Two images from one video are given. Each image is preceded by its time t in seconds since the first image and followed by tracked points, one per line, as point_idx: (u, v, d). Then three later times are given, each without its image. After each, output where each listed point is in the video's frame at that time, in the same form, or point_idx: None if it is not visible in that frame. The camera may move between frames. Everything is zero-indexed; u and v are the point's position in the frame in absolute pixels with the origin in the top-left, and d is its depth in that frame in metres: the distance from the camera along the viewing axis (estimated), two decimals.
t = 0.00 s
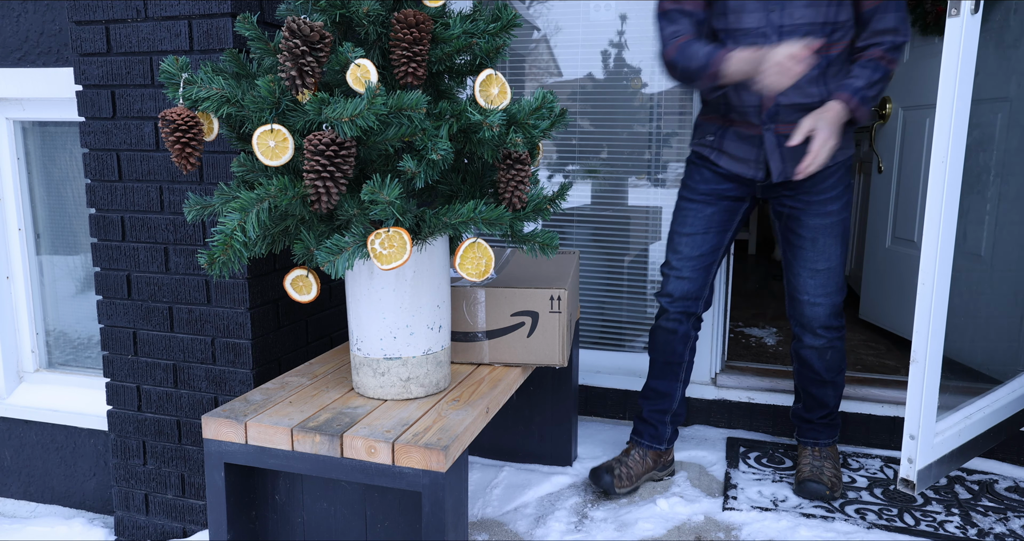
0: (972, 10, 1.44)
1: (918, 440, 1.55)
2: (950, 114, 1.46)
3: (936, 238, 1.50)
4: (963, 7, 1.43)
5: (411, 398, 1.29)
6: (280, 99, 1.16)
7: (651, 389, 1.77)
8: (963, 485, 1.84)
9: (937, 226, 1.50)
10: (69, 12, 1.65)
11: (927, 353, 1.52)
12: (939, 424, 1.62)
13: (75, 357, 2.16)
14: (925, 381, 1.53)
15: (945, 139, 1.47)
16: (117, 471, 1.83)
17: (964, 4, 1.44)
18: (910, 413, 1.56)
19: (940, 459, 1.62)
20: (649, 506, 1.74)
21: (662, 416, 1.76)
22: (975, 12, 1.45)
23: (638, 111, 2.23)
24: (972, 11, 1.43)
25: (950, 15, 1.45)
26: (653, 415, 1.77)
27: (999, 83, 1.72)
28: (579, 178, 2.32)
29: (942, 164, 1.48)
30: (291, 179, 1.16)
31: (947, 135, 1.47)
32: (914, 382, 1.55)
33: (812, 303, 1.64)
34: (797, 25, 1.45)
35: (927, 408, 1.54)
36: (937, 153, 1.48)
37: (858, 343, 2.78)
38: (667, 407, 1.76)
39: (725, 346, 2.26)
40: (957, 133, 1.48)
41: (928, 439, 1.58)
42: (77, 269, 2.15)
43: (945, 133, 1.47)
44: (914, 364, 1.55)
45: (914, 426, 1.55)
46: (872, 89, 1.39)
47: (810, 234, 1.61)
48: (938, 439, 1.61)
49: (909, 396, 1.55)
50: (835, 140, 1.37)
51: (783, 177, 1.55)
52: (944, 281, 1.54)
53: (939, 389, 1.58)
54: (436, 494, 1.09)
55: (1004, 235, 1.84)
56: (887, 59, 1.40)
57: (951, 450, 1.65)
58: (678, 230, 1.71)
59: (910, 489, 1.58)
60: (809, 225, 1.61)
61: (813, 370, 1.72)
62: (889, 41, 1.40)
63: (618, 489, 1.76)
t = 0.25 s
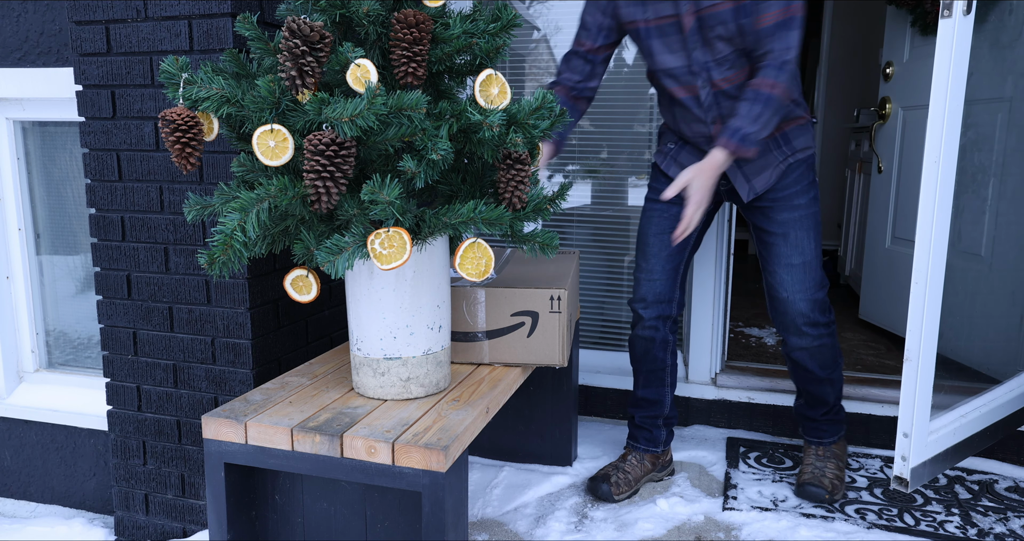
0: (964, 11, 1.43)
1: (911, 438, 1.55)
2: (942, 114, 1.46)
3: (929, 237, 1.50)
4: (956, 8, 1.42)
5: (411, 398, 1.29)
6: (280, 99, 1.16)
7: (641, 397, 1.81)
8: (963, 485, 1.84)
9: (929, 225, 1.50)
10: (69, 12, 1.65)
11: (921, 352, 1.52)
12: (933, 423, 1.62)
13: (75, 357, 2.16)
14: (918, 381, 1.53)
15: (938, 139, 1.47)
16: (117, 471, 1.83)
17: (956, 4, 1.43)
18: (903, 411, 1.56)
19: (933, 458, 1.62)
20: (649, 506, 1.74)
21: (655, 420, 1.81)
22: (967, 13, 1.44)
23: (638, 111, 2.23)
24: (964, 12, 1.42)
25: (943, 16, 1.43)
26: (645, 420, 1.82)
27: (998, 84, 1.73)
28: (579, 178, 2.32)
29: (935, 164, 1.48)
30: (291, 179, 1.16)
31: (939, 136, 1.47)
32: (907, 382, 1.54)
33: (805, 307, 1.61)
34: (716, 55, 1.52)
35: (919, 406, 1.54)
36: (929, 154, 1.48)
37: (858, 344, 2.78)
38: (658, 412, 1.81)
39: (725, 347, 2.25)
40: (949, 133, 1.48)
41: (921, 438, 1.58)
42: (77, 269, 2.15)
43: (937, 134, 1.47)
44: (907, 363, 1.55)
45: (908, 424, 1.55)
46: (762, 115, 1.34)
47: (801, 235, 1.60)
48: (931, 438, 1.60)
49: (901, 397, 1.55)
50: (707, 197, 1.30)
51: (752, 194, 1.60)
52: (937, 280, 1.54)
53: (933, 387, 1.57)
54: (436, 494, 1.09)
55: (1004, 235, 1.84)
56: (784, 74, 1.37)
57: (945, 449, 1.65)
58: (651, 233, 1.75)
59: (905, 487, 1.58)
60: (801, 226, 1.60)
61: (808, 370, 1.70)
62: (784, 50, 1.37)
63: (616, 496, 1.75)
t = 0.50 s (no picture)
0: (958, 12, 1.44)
1: (906, 436, 1.55)
2: (936, 114, 1.46)
3: (923, 236, 1.50)
4: (949, 9, 1.43)
5: (411, 398, 1.29)
6: (280, 99, 1.16)
7: (637, 395, 1.81)
8: (963, 485, 1.84)
9: (924, 225, 1.50)
10: (69, 12, 1.65)
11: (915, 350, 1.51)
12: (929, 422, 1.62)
13: (75, 357, 2.16)
14: (911, 378, 1.53)
15: (932, 138, 1.47)
16: (118, 471, 1.83)
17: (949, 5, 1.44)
18: (897, 410, 1.56)
19: (928, 456, 1.62)
20: (650, 506, 1.74)
21: (653, 419, 1.82)
22: (961, 14, 1.45)
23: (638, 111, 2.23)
24: (958, 12, 1.43)
25: (936, 18, 1.45)
26: (642, 420, 1.82)
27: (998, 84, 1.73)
28: (579, 178, 2.32)
29: (928, 163, 1.47)
30: (291, 180, 1.16)
31: (933, 134, 1.47)
32: (901, 380, 1.54)
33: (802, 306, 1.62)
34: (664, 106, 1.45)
35: (913, 405, 1.53)
36: (923, 153, 1.48)
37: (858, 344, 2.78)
38: (655, 410, 1.81)
39: (725, 346, 2.25)
40: (943, 133, 1.48)
41: (916, 436, 1.57)
42: (77, 269, 2.15)
43: (931, 132, 1.47)
44: (901, 361, 1.54)
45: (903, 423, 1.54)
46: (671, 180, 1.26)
47: (801, 237, 1.60)
48: (926, 436, 1.60)
49: (895, 396, 1.55)
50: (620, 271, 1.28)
51: (743, 209, 1.59)
52: (931, 279, 1.54)
53: (927, 386, 1.57)
54: (436, 494, 1.09)
55: (1004, 235, 1.84)
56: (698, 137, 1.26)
57: (940, 447, 1.64)
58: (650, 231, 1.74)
59: (900, 486, 1.57)
60: (802, 227, 1.60)
61: (831, 373, 1.63)
62: (692, 115, 1.23)
63: (616, 496, 1.75)
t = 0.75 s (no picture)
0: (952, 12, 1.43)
1: (901, 435, 1.54)
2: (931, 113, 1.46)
3: (919, 236, 1.50)
4: (944, 10, 1.42)
5: (411, 398, 1.29)
6: (280, 99, 1.16)
7: (638, 394, 1.81)
8: (963, 485, 1.84)
9: (919, 225, 1.50)
10: (69, 12, 1.65)
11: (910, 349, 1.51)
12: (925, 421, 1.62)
13: (75, 357, 2.16)
14: (907, 377, 1.53)
15: (927, 138, 1.47)
16: (117, 471, 1.83)
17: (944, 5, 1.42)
18: (893, 409, 1.55)
19: (924, 455, 1.62)
20: (649, 506, 1.74)
21: (653, 419, 1.82)
22: (955, 14, 1.44)
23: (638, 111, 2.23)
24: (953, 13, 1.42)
25: (930, 18, 1.44)
26: (643, 419, 1.82)
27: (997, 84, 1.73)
28: (579, 178, 2.32)
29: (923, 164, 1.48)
30: (291, 179, 1.16)
31: (929, 133, 1.47)
32: (897, 379, 1.54)
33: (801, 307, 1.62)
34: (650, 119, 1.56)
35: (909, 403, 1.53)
36: (918, 153, 1.48)
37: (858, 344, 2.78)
38: (655, 410, 1.81)
39: (725, 347, 2.25)
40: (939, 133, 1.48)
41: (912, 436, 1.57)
42: (77, 269, 2.15)
43: (927, 133, 1.47)
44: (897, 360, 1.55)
45: (899, 421, 1.54)
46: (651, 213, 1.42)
47: (801, 238, 1.60)
48: (922, 435, 1.60)
49: (891, 395, 1.54)
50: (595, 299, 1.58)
51: (742, 217, 1.62)
52: (928, 278, 1.54)
53: (923, 385, 1.57)
54: (436, 494, 1.09)
55: (1003, 235, 1.84)
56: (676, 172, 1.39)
57: (936, 446, 1.64)
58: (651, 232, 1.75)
59: (895, 484, 1.57)
60: (803, 228, 1.60)
61: (836, 380, 1.65)
62: (668, 155, 1.37)
63: (616, 496, 1.75)
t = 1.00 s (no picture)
0: (949, 13, 1.44)
1: (898, 434, 1.54)
2: (927, 113, 1.46)
3: (915, 235, 1.50)
4: (941, 10, 1.42)
5: (411, 398, 1.29)
6: (280, 99, 1.16)
7: (638, 394, 1.82)
8: (963, 485, 1.84)
9: (915, 224, 1.50)
10: (69, 12, 1.65)
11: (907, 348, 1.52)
12: (922, 420, 1.62)
13: (75, 357, 2.16)
14: (904, 377, 1.53)
15: (923, 138, 1.47)
16: (117, 471, 1.83)
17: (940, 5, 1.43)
18: (889, 408, 1.55)
19: (922, 454, 1.62)
20: (649, 506, 1.74)
21: (654, 419, 1.82)
22: (952, 14, 1.45)
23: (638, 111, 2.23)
24: (949, 13, 1.42)
25: (927, 18, 1.44)
26: (644, 419, 1.82)
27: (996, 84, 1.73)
28: (579, 177, 2.32)
29: (920, 163, 1.48)
30: (291, 179, 1.16)
31: (925, 133, 1.47)
32: (893, 379, 1.54)
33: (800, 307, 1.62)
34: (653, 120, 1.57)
35: (906, 402, 1.53)
36: (915, 153, 1.48)
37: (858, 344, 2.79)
38: (656, 410, 1.81)
39: (725, 347, 2.25)
40: (935, 133, 1.48)
41: (908, 434, 1.57)
42: (77, 269, 2.15)
43: (924, 132, 1.47)
44: (894, 359, 1.55)
45: (895, 420, 1.54)
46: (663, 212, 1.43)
47: (803, 238, 1.60)
48: (919, 434, 1.60)
49: (887, 394, 1.54)
50: (609, 299, 1.59)
51: (742, 217, 1.63)
52: (925, 278, 1.54)
53: (920, 384, 1.57)
54: (436, 494, 1.09)
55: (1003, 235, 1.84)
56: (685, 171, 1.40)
57: (934, 445, 1.64)
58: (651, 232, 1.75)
59: (891, 482, 1.58)
60: (804, 228, 1.60)
61: (837, 379, 1.65)
62: (676, 155, 1.38)
63: (616, 496, 1.75)
